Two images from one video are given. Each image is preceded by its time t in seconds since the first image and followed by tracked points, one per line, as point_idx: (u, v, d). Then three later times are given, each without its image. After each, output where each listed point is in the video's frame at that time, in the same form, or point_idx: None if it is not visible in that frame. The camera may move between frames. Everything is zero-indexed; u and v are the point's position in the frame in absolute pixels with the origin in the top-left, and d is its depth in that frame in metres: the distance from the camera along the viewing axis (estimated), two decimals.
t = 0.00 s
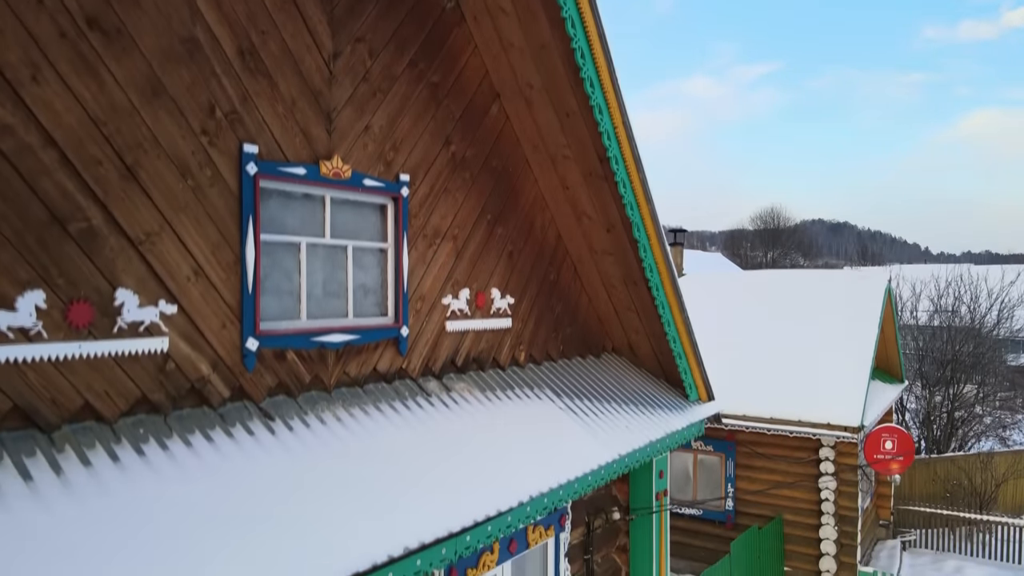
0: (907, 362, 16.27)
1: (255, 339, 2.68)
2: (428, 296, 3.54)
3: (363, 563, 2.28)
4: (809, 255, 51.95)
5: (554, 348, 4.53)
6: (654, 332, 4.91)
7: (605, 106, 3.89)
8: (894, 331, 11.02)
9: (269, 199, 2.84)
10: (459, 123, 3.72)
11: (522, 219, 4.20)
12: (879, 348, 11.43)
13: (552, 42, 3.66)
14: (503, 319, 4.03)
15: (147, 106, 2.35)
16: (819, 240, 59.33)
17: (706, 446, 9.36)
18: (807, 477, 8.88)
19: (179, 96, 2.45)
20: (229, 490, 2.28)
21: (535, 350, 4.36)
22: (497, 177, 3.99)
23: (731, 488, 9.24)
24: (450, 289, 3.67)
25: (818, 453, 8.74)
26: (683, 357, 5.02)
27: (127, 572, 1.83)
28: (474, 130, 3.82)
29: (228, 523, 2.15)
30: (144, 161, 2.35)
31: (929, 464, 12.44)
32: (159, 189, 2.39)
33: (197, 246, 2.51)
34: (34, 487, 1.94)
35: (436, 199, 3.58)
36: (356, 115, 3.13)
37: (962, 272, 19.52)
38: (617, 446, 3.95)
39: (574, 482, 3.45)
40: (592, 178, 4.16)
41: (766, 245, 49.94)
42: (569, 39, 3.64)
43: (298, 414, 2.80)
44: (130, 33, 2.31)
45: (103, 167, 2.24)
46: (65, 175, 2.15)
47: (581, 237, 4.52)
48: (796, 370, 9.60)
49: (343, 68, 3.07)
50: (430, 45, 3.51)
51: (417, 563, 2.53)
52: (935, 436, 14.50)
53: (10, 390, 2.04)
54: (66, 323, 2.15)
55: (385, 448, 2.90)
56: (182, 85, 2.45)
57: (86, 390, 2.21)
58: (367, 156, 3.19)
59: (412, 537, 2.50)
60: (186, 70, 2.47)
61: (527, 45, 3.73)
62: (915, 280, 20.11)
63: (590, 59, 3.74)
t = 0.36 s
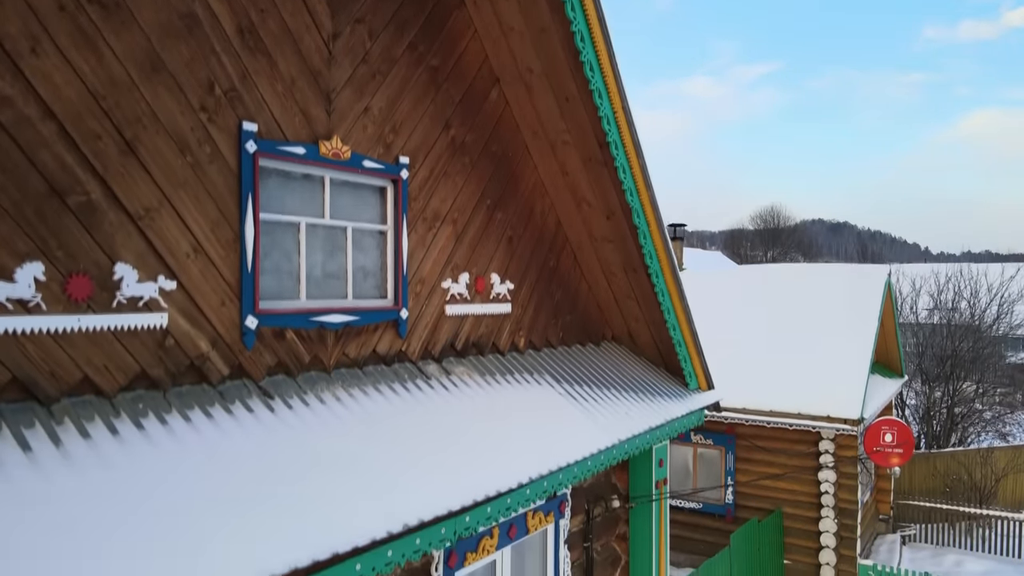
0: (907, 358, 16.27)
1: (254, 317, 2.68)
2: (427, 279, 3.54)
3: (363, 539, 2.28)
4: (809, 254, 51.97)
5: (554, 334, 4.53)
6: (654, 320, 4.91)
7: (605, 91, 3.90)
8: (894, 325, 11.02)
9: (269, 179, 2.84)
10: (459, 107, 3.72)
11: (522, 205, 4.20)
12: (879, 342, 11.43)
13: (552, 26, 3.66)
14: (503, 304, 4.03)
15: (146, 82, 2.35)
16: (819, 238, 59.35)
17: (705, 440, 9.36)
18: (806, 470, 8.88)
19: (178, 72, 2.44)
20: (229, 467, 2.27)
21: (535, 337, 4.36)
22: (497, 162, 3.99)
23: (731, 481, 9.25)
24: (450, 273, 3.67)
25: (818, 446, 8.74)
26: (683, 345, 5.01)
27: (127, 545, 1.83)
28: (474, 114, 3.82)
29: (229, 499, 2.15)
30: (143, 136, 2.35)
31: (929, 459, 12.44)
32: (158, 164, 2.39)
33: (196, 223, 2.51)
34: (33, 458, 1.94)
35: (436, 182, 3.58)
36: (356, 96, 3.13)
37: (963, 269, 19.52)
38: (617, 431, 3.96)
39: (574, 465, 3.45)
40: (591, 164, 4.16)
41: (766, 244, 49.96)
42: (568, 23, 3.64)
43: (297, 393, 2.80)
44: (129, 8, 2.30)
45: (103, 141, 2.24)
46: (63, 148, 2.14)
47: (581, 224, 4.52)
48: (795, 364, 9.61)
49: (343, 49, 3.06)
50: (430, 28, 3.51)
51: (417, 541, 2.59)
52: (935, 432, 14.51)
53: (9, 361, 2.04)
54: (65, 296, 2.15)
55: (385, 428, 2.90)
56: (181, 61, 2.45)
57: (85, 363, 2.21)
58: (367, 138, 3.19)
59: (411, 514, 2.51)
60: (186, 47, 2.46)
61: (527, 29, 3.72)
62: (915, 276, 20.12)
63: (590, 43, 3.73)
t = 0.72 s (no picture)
0: (907, 354, 16.28)
1: (254, 296, 2.69)
2: (427, 263, 3.54)
3: (362, 514, 2.29)
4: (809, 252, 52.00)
5: (554, 321, 4.53)
6: (654, 308, 4.92)
7: (605, 76, 3.90)
8: (894, 319, 11.03)
9: (268, 159, 2.84)
10: (458, 91, 3.72)
11: (522, 191, 4.20)
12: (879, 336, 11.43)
13: (552, 11, 3.66)
14: (502, 290, 4.03)
15: (146, 58, 2.35)
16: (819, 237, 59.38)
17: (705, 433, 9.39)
18: (806, 464, 8.89)
19: (178, 49, 2.44)
20: (228, 442, 2.27)
21: (535, 323, 4.36)
22: (497, 148, 3.99)
23: (730, 475, 9.26)
24: (449, 258, 3.67)
25: (818, 439, 8.75)
26: (683, 334, 5.01)
27: (127, 517, 1.83)
28: (473, 99, 3.81)
29: (230, 473, 2.16)
30: (142, 112, 2.35)
31: (929, 455, 12.47)
32: (158, 141, 2.39)
33: (196, 201, 2.51)
34: (33, 429, 1.94)
35: (435, 167, 3.58)
36: (355, 78, 3.12)
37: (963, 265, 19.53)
38: (617, 417, 3.96)
39: (573, 449, 3.46)
40: (591, 150, 4.16)
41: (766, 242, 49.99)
42: (568, 7, 3.64)
43: (297, 372, 2.81)
44: None
45: (102, 116, 2.24)
46: (63, 121, 2.14)
47: (581, 212, 4.52)
48: (795, 358, 9.60)
49: (342, 30, 3.06)
50: (430, 11, 3.51)
51: (417, 521, 2.61)
52: (935, 427, 14.54)
53: (9, 334, 2.04)
54: (64, 270, 2.15)
55: (385, 408, 2.90)
56: (181, 38, 2.45)
57: (84, 338, 2.21)
58: (367, 120, 3.19)
59: (411, 492, 2.52)
60: (185, 24, 2.46)
61: (527, 14, 3.72)
62: (915, 272, 20.13)
63: (590, 28, 3.73)
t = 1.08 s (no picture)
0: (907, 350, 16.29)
1: (255, 275, 2.68)
2: (427, 247, 3.54)
3: (363, 490, 2.30)
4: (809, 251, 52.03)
5: (554, 309, 4.54)
6: (654, 296, 4.92)
7: (605, 61, 3.90)
8: (893, 313, 11.03)
9: (268, 138, 2.84)
10: (459, 76, 3.71)
11: (522, 177, 4.20)
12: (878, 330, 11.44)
13: None
14: (502, 276, 4.03)
15: (146, 34, 2.35)
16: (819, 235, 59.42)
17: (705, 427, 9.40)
18: (806, 457, 8.89)
19: (177, 25, 2.44)
20: (228, 417, 2.27)
21: (535, 310, 4.36)
22: (497, 133, 3.99)
23: (731, 469, 9.27)
24: (450, 242, 3.67)
25: (818, 432, 8.75)
26: (683, 322, 5.01)
27: (127, 486, 1.83)
28: (474, 84, 3.81)
29: (230, 446, 2.16)
30: (143, 88, 2.35)
31: (929, 450, 12.49)
32: (158, 117, 2.39)
33: (196, 178, 2.51)
34: (33, 399, 1.94)
35: (436, 151, 3.58)
36: (355, 60, 3.12)
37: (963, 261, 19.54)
38: (617, 402, 3.97)
39: (574, 433, 3.46)
40: (591, 136, 4.16)
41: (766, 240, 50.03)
42: None
43: (297, 352, 2.81)
44: None
45: (102, 91, 2.23)
46: (63, 95, 2.14)
47: (581, 199, 4.52)
48: (796, 351, 9.60)
49: (342, 11, 3.06)
50: None
51: (417, 500, 2.61)
52: (935, 423, 14.56)
53: (9, 305, 2.04)
54: (65, 243, 2.15)
55: (385, 389, 2.90)
56: (181, 15, 2.45)
57: (85, 312, 2.21)
58: (367, 102, 3.19)
59: (411, 470, 2.52)
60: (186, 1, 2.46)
61: None
62: (914, 269, 20.14)
63: (590, 12, 3.72)
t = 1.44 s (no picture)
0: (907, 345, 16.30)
1: (255, 253, 2.68)
2: (428, 230, 3.54)
3: (364, 466, 2.30)
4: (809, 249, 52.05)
5: (554, 296, 4.54)
6: (654, 284, 4.92)
7: (605, 46, 3.90)
8: (893, 307, 11.04)
9: (269, 118, 2.84)
10: (459, 60, 3.71)
11: (522, 163, 4.20)
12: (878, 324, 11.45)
13: None
14: (503, 261, 4.03)
15: (147, 9, 2.35)
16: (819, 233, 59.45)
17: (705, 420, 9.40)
18: (806, 450, 8.90)
19: (178, 2, 2.44)
20: (229, 391, 2.27)
21: (535, 296, 4.36)
22: (498, 119, 3.98)
23: (731, 462, 9.27)
24: (450, 226, 3.67)
25: (818, 425, 8.77)
26: (683, 310, 5.00)
27: (128, 453, 1.83)
28: (474, 69, 3.81)
29: (231, 419, 2.16)
30: (144, 63, 2.35)
31: (929, 445, 12.51)
32: (159, 94, 2.39)
33: (197, 155, 2.51)
34: (35, 369, 1.94)
35: (436, 136, 3.58)
36: (356, 42, 3.12)
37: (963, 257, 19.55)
38: (617, 388, 3.97)
39: (574, 416, 3.46)
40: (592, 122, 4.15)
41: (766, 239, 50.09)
42: None
43: (298, 331, 2.81)
44: None
45: (103, 65, 2.24)
46: (64, 68, 2.14)
47: (581, 186, 4.52)
48: (796, 345, 9.61)
49: None
50: None
51: (419, 479, 2.62)
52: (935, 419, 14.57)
53: (10, 277, 2.04)
54: (66, 217, 2.15)
55: (386, 369, 2.90)
56: None
57: (87, 287, 2.21)
58: (368, 85, 3.19)
59: (412, 448, 2.52)
60: None
61: None
62: (914, 265, 20.15)
63: None
